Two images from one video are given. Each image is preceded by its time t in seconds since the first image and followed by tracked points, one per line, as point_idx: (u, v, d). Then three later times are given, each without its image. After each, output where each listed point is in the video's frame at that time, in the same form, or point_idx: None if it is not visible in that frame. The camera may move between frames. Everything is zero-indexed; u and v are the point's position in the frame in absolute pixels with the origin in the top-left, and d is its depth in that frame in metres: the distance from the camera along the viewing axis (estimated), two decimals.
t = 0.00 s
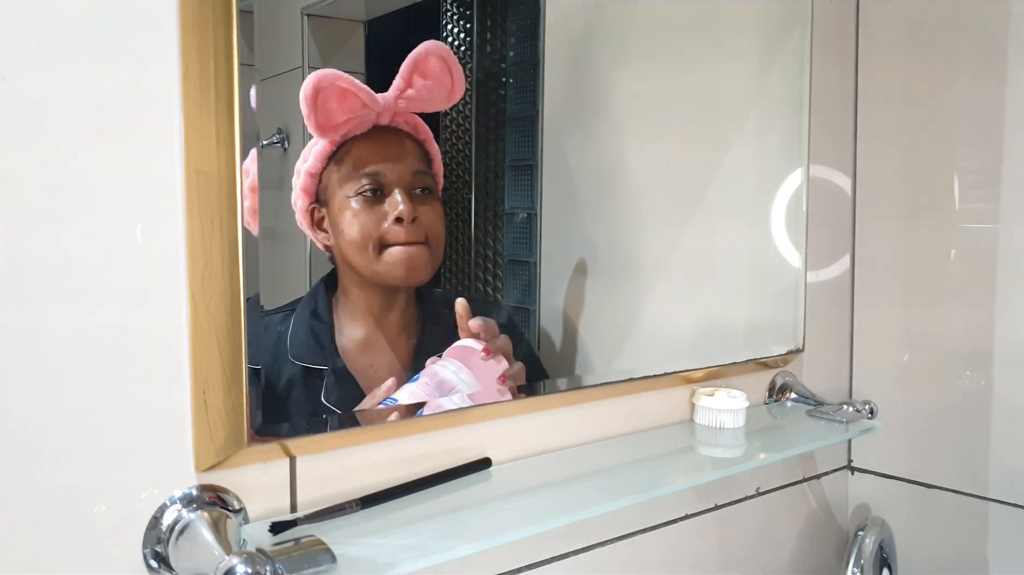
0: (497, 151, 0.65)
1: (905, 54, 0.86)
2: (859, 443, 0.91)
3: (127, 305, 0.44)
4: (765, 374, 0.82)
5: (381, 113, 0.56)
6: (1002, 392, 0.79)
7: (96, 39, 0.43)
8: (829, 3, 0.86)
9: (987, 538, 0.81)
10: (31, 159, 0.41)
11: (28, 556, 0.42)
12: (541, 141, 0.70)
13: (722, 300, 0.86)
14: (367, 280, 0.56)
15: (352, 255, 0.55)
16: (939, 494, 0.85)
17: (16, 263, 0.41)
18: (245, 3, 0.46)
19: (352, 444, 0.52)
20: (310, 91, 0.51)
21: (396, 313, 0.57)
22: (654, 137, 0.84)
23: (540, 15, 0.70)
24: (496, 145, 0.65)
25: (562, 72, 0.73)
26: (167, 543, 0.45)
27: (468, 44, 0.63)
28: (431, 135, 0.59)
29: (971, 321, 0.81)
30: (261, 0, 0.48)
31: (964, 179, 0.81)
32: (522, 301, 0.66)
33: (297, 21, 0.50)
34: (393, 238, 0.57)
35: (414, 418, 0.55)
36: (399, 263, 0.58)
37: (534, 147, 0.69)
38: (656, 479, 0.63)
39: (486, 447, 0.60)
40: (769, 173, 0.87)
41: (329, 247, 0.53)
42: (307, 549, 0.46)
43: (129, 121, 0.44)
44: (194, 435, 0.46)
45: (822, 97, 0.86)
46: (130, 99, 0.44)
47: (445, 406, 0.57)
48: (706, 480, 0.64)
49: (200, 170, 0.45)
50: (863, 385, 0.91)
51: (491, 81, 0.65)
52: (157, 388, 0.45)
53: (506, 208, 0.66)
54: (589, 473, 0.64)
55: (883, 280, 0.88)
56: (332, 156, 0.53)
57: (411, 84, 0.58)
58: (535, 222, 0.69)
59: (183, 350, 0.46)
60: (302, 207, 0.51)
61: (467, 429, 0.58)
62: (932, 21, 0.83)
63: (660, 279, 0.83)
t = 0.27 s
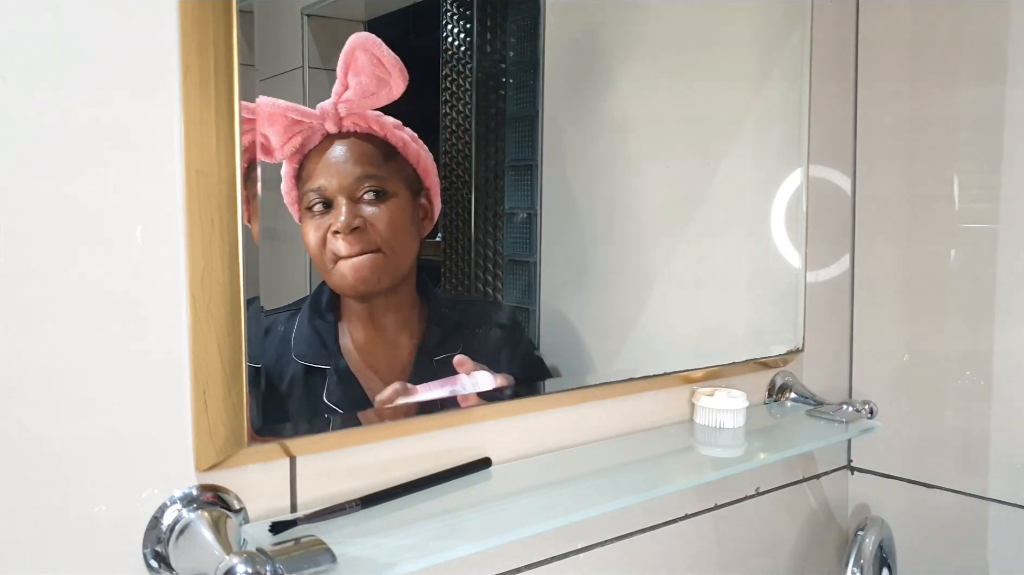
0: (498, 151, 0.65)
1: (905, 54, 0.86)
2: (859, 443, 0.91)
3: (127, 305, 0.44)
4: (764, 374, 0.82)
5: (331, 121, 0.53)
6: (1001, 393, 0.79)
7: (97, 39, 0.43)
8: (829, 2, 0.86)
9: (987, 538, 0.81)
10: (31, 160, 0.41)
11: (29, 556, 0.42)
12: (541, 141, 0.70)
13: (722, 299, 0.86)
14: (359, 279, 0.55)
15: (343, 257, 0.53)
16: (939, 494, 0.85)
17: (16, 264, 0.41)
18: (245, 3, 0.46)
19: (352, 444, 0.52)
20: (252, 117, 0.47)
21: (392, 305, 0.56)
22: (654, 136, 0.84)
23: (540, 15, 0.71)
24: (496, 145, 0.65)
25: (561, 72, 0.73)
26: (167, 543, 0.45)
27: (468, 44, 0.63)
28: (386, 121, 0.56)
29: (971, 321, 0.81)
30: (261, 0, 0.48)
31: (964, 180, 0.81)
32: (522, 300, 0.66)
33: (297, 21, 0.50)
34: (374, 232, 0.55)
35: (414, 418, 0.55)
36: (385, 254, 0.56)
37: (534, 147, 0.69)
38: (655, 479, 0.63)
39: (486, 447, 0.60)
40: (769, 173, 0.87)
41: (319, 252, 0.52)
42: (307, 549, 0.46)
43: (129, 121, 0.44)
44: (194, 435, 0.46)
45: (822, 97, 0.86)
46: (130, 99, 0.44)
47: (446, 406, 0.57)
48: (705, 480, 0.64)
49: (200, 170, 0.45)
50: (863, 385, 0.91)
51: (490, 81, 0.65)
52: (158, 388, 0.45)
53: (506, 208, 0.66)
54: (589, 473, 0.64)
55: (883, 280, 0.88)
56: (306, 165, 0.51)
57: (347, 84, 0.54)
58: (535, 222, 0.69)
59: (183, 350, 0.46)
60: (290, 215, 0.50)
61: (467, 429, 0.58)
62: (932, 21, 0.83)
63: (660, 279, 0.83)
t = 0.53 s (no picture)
0: (498, 151, 0.65)
1: (905, 54, 0.86)
2: (859, 443, 0.91)
3: (127, 305, 0.44)
4: (764, 374, 0.82)
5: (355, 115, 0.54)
6: (1001, 393, 0.79)
7: (97, 38, 0.43)
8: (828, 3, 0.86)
9: (987, 538, 0.81)
10: (31, 160, 0.41)
11: (29, 556, 0.42)
12: (541, 141, 0.70)
13: (722, 299, 0.86)
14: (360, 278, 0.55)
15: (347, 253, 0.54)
16: (939, 494, 0.85)
17: (16, 263, 0.41)
18: (245, 3, 0.46)
19: (351, 444, 0.52)
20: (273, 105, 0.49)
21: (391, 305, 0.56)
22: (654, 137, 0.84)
23: (540, 15, 0.71)
24: (496, 146, 0.65)
25: (561, 71, 0.73)
26: (167, 543, 0.45)
27: (468, 44, 0.63)
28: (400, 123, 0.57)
29: (971, 321, 0.81)
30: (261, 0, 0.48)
31: (964, 180, 0.81)
32: (522, 300, 0.66)
33: (297, 21, 0.50)
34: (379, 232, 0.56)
35: (414, 419, 0.55)
36: (390, 253, 0.57)
37: (534, 147, 0.69)
38: (655, 479, 0.63)
39: (486, 447, 0.60)
40: (769, 173, 0.87)
41: (319, 249, 0.52)
42: (307, 549, 0.46)
43: (129, 121, 0.44)
44: (194, 434, 0.46)
45: (821, 98, 0.86)
46: (130, 99, 0.44)
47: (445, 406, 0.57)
48: (706, 480, 0.64)
49: (200, 170, 0.45)
50: (863, 385, 0.91)
51: (490, 81, 0.65)
52: (158, 388, 0.45)
53: (506, 208, 0.66)
54: (589, 473, 0.64)
55: (883, 280, 0.88)
56: (312, 162, 0.51)
57: (377, 82, 0.56)
58: (535, 222, 0.69)
59: (183, 350, 0.46)
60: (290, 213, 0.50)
61: (467, 429, 0.58)
62: (932, 21, 0.83)
63: (660, 279, 0.83)
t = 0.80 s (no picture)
0: (498, 151, 0.64)
1: (905, 54, 0.86)
2: (859, 443, 0.91)
3: (127, 305, 0.44)
4: (764, 374, 0.82)
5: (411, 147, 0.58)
6: (1001, 393, 0.79)
7: (97, 39, 0.43)
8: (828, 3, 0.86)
9: (987, 538, 0.81)
10: (32, 160, 0.41)
11: (29, 556, 0.42)
12: (541, 141, 0.70)
13: (722, 300, 0.86)
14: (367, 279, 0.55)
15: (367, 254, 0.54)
16: (939, 494, 0.85)
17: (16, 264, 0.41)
18: (245, 3, 0.47)
19: (351, 443, 0.52)
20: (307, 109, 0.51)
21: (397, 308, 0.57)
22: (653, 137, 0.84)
23: (540, 15, 0.71)
24: (497, 145, 0.64)
25: (561, 72, 0.73)
26: (167, 543, 0.46)
27: (468, 44, 0.63)
28: (436, 143, 0.59)
29: (970, 321, 0.81)
30: None
31: (964, 180, 0.81)
32: (522, 300, 0.66)
33: (297, 20, 0.50)
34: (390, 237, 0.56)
35: (413, 419, 0.55)
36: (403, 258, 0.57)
37: (534, 147, 0.69)
38: (655, 479, 0.63)
39: (486, 446, 0.60)
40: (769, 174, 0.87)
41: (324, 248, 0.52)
42: (307, 549, 0.46)
43: (129, 122, 0.44)
44: (194, 434, 0.46)
45: (821, 98, 0.86)
46: (130, 100, 0.44)
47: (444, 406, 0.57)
48: (706, 480, 0.64)
49: (200, 170, 0.45)
50: (863, 385, 0.91)
51: (491, 81, 0.65)
52: (158, 388, 0.45)
53: (507, 207, 0.65)
54: (589, 473, 0.64)
55: (883, 280, 0.88)
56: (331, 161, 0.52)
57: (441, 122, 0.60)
58: (535, 222, 0.69)
59: (183, 350, 0.46)
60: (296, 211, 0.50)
61: (466, 429, 0.58)
62: (932, 21, 0.83)
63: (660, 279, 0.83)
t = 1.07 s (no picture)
0: (498, 151, 0.69)
1: (904, 53, 0.86)
2: (859, 442, 0.91)
3: (127, 305, 0.44)
4: (764, 374, 0.81)
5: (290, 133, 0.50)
6: (1000, 392, 0.79)
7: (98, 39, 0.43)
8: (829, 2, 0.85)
9: (987, 537, 0.81)
10: (32, 160, 0.41)
11: (30, 556, 0.43)
12: (541, 140, 0.73)
13: (722, 300, 0.86)
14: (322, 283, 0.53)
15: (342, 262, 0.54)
16: (939, 494, 0.85)
17: (17, 263, 0.41)
18: (245, 3, 0.46)
19: (350, 444, 0.52)
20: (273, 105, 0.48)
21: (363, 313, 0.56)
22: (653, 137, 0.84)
23: (541, 14, 0.72)
24: (496, 146, 0.68)
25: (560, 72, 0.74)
26: (167, 543, 0.46)
27: (468, 44, 0.66)
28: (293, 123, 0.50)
29: (970, 321, 0.81)
30: None
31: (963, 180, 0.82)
32: (522, 300, 0.69)
33: (297, 21, 0.50)
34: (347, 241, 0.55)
35: (413, 419, 0.55)
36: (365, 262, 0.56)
37: (534, 146, 0.72)
38: (655, 479, 0.63)
39: (486, 447, 0.59)
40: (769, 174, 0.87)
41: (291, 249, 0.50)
42: (308, 549, 0.46)
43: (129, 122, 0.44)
44: (194, 435, 0.46)
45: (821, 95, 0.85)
46: (131, 100, 0.44)
47: (444, 406, 0.57)
48: (706, 480, 0.64)
49: (200, 170, 0.45)
50: (862, 385, 0.91)
51: (490, 81, 0.68)
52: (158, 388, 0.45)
53: (506, 208, 0.69)
54: (589, 473, 0.64)
55: (883, 279, 0.88)
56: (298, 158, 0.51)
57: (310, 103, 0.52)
58: (535, 222, 0.72)
59: (183, 350, 0.46)
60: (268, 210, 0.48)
61: (467, 429, 0.58)
62: (931, 21, 0.84)
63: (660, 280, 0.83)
